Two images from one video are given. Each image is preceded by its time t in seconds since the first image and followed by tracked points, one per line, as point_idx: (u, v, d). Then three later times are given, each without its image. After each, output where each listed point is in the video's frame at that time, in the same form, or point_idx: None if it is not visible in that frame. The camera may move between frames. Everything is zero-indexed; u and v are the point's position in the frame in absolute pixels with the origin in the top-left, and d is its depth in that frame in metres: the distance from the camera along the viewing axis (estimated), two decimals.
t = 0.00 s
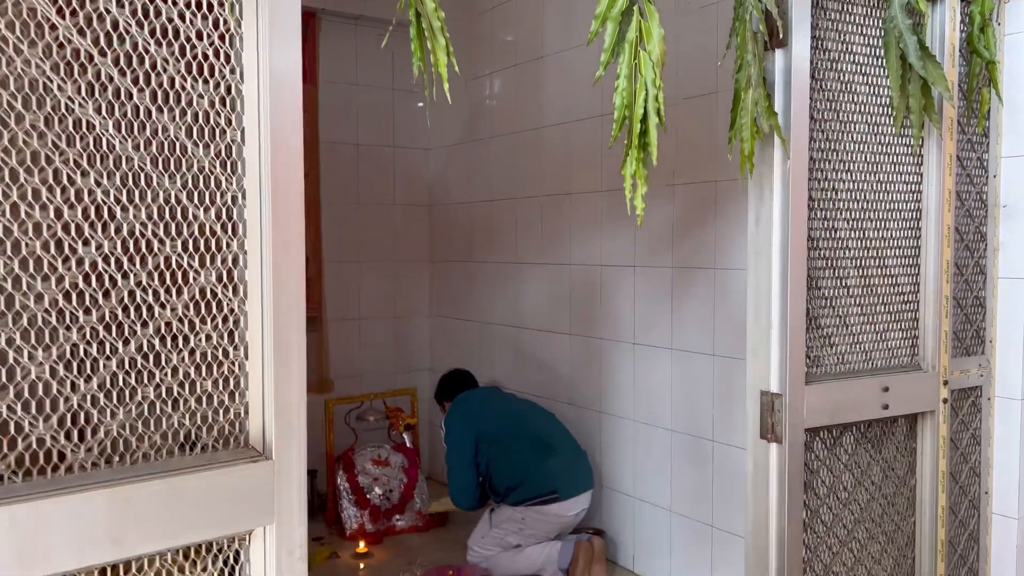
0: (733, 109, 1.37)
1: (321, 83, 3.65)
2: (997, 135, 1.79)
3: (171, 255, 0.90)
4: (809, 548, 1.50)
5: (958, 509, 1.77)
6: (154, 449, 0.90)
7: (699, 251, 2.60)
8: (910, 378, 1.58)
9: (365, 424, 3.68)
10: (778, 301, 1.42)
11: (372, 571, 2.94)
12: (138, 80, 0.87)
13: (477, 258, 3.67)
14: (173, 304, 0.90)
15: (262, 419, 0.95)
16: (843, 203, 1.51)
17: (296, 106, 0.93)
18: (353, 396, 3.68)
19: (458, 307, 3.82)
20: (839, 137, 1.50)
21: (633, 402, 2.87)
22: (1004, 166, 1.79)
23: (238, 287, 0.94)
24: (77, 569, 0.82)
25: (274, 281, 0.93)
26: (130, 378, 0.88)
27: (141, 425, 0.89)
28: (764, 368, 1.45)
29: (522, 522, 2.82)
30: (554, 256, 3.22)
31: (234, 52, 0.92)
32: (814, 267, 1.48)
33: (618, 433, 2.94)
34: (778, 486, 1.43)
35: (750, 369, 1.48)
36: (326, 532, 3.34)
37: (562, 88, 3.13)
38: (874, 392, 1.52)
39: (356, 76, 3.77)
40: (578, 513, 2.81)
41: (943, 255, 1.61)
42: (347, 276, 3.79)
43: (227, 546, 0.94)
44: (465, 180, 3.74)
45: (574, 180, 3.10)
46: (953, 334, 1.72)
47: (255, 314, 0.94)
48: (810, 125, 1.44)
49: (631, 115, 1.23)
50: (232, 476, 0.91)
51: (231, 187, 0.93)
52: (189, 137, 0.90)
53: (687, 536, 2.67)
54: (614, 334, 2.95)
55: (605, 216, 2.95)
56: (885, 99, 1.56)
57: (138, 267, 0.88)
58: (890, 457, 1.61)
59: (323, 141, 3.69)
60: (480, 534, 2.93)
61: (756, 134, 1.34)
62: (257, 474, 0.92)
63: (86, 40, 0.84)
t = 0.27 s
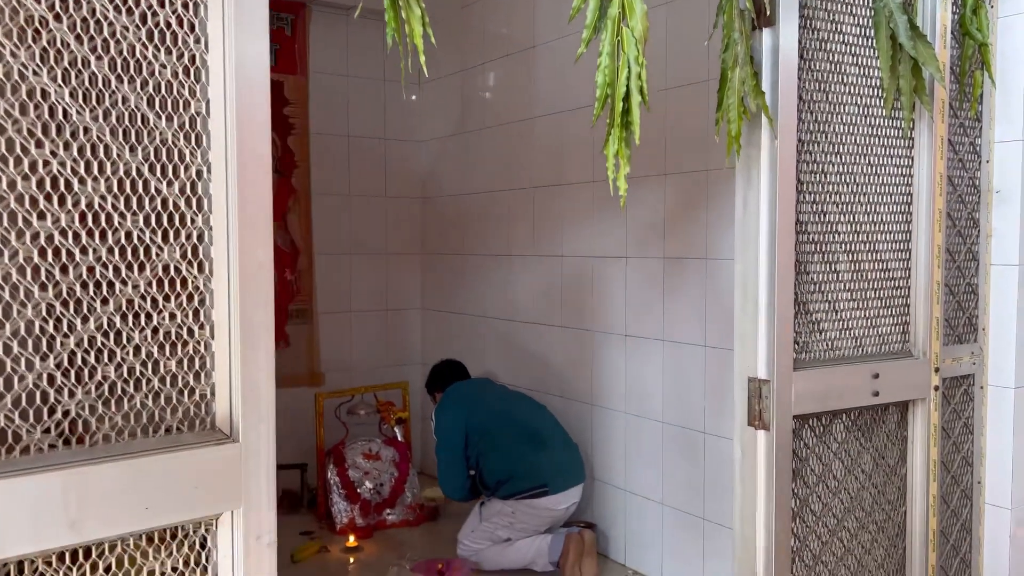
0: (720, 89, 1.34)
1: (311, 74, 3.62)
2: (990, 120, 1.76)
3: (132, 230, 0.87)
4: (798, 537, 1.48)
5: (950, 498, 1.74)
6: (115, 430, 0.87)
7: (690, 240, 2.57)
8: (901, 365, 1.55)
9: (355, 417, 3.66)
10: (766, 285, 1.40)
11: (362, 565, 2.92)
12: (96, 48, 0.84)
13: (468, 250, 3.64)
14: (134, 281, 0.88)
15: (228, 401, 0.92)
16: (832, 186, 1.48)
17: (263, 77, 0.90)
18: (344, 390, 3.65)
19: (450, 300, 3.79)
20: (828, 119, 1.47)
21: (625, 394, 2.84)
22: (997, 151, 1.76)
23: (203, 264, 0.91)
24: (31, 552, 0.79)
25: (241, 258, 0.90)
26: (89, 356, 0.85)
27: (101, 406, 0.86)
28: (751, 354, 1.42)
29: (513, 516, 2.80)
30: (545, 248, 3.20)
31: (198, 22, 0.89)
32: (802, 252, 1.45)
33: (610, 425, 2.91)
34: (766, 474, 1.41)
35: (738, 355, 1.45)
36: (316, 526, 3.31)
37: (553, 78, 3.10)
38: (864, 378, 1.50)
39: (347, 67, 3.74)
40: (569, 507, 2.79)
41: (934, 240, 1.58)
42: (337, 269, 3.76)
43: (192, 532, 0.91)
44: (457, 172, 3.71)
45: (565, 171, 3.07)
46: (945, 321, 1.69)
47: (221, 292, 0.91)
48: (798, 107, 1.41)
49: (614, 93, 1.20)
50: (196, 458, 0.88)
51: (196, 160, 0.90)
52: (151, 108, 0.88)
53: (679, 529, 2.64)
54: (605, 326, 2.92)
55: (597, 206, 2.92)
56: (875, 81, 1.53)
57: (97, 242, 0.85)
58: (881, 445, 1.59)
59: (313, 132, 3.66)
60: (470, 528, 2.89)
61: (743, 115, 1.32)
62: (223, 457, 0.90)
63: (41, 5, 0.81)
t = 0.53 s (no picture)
0: (715, 73, 1.32)
1: (301, 65, 3.60)
2: (984, 105, 1.75)
3: (113, 213, 0.85)
4: (793, 526, 1.47)
5: (945, 487, 1.73)
6: (97, 418, 0.85)
7: (684, 231, 2.56)
8: (895, 353, 1.54)
9: (348, 411, 3.64)
10: (760, 272, 1.38)
11: (355, 558, 2.90)
12: (73, 26, 0.82)
13: (461, 242, 3.62)
14: (115, 266, 0.86)
15: (213, 388, 0.90)
16: (827, 171, 1.47)
17: (246, 57, 0.88)
18: (336, 383, 3.63)
19: (443, 293, 3.77)
20: (822, 103, 1.46)
21: (618, 385, 2.83)
22: (992, 137, 1.75)
23: (186, 249, 0.89)
24: (10, 542, 0.77)
25: (224, 241, 0.88)
26: (68, 343, 0.83)
27: (81, 393, 0.84)
28: (745, 341, 1.41)
29: (506, 508, 2.79)
30: (538, 239, 3.18)
31: None
32: (796, 238, 1.44)
33: (604, 417, 2.90)
34: (760, 463, 1.39)
35: (732, 342, 1.43)
36: (309, 519, 3.29)
37: (546, 68, 3.08)
38: (859, 366, 1.48)
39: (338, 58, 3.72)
40: (563, 500, 2.77)
41: (929, 227, 1.57)
42: (329, 261, 3.74)
43: (177, 522, 0.90)
44: (449, 164, 3.69)
45: (558, 162, 3.05)
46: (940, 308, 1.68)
47: (204, 277, 0.89)
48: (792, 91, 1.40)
49: (608, 77, 1.18)
50: (179, 447, 0.86)
51: (177, 142, 0.88)
52: (131, 88, 0.86)
53: (673, 521, 2.64)
54: (599, 317, 2.91)
55: (590, 197, 2.91)
56: (869, 66, 1.51)
57: (76, 226, 0.83)
58: (876, 433, 1.58)
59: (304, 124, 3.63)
60: (464, 521, 2.88)
61: (738, 99, 1.29)
62: (207, 446, 0.88)
63: None
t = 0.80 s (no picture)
0: (717, 56, 1.30)
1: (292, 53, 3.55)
2: (985, 90, 1.73)
3: (104, 196, 0.82)
4: (795, 515, 1.45)
5: (945, 475, 1.72)
6: (89, 407, 0.82)
7: (681, 219, 2.54)
8: (897, 339, 1.52)
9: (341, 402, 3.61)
10: (762, 258, 1.36)
11: (349, 550, 2.88)
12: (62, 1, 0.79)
13: (455, 232, 3.59)
14: (107, 250, 0.83)
15: (209, 375, 0.87)
16: (829, 156, 1.45)
17: (240, 35, 0.86)
18: (329, 374, 3.60)
19: (436, 283, 3.75)
20: (824, 87, 1.44)
21: (615, 375, 2.81)
22: (993, 123, 1.74)
23: (180, 232, 0.87)
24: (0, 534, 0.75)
25: (219, 225, 0.86)
26: (59, 329, 0.81)
27: (73, 381, 0.82)
28: (747, 328, 1.39)
29: (502, 498, 2.77)
30: (533, 229, 3.15)
31: None
32: (799, 224, 1.42)
33: (599, 407, 2.88)
34: (762, 451, 1.38)
35: (734, 329, 1.42)
36: (303, 511, 3.27)
37: (540, 55, 3.05)
38: (861, 353, 1.47)
39: (329, 46, 3.67)
40: (559, 491, 2.76)
41: (931, 213, 1.55)
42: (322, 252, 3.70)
43: (173, 514, 0.88)
44: (442, 153, 3.65)
45: (553, 150, 3.02)
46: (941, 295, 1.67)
47: (199, 261, 0.86)
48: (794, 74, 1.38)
49: (609, 58, 1.16)
50: (174, 436, 0.83)
51: (170, 122, 0.85)
52: (122, 66, 0.83)
53: (669, 510, 2.63)
54: (594, 307, 2.89)
55: (585, 186, 2.88)
56: (872, 49, 1.49)
57: (66, 208, 0.80)
58: (877, 421, 1.57)
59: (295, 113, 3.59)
60: (460, 512, 2.86)
61: (742, 81, 1.28)
62: (203, 435, 0.85)
63: None
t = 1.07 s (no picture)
0: (722, 32, 1.27)
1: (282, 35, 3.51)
2: (987, 72, 1.72)
3: (104, 166, 0.79)
4: (799, 497, 1.45)
5: (945, 458, 1.71)
6: (89, 384, 0.80)
7: (677, 203, 2.52)
8: (900, 321, 1.51)
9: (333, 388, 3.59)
10: (768, 238, 1.34)
11: (343, 536, 2.87)
12: None
13: (448, 217, 3.57)
14: (107, 223, 0.80)
15: (212, 353, 0.85)
16: (834, 136, 1.44)
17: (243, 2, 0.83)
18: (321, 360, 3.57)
19: (429, 269, 3.72)
20: (830, 65, 1.42)
21: (610, 360, 2.80)
22: (995, 104, 1.72)
23: (182, 205, 0.84)
24: None
25: (222, 198, 0.83)
26: (58, 304, 0.78)
27: (73, 358, 0.79)
28: (752, 309, 1.37)
29: (497, 484, 2.76)
30: (527, 213, 3.13)
31: None
32: (804, 204, 1.40)
33: (594, 392, 2.87)
34: (767, 433, 1.37)
35: (737, 309, 1.40)
36: (296, 498, 3.25)
37: (534, 38, 3.02)
38: (865, 334, 1.46)
39: (320, 29, 3.63)
40: (554, 475, 2.76)
41: (934, 194, 1.54)
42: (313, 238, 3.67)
43: (176, 494, 0.85)
44: (435, 137, 3.62)
45: (548, 134, 3.00)
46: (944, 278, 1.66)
47: (202, 235, 0.84)
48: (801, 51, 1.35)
49: (615, 32, 1.14)
50: (178, 415, 0.81)
51: (172, 91, 0.82)
52: (121, 32, 0.80)
53: (664, 495, 2.63)
54: (590, 292, 2.87)
55: (580, 170, 2.86)
56: (876, 28, 1.48)
57: (65, 179, 0.77)
58: (879, 403, 1.56)
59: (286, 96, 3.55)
60: (454, 497, 2.84)
61: (747, 58, 1.26)
62: (207, 413, 0.83)
63: None
